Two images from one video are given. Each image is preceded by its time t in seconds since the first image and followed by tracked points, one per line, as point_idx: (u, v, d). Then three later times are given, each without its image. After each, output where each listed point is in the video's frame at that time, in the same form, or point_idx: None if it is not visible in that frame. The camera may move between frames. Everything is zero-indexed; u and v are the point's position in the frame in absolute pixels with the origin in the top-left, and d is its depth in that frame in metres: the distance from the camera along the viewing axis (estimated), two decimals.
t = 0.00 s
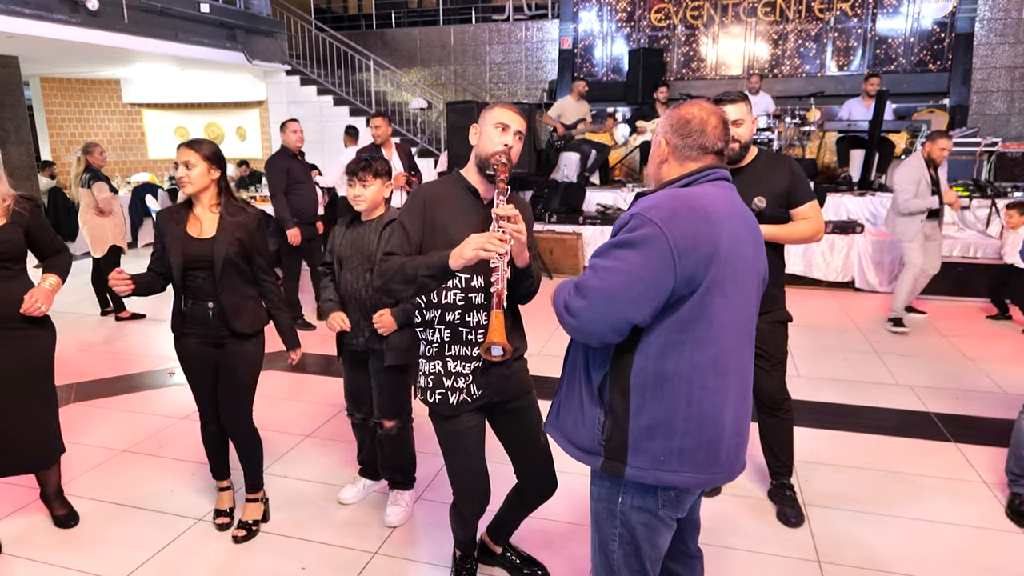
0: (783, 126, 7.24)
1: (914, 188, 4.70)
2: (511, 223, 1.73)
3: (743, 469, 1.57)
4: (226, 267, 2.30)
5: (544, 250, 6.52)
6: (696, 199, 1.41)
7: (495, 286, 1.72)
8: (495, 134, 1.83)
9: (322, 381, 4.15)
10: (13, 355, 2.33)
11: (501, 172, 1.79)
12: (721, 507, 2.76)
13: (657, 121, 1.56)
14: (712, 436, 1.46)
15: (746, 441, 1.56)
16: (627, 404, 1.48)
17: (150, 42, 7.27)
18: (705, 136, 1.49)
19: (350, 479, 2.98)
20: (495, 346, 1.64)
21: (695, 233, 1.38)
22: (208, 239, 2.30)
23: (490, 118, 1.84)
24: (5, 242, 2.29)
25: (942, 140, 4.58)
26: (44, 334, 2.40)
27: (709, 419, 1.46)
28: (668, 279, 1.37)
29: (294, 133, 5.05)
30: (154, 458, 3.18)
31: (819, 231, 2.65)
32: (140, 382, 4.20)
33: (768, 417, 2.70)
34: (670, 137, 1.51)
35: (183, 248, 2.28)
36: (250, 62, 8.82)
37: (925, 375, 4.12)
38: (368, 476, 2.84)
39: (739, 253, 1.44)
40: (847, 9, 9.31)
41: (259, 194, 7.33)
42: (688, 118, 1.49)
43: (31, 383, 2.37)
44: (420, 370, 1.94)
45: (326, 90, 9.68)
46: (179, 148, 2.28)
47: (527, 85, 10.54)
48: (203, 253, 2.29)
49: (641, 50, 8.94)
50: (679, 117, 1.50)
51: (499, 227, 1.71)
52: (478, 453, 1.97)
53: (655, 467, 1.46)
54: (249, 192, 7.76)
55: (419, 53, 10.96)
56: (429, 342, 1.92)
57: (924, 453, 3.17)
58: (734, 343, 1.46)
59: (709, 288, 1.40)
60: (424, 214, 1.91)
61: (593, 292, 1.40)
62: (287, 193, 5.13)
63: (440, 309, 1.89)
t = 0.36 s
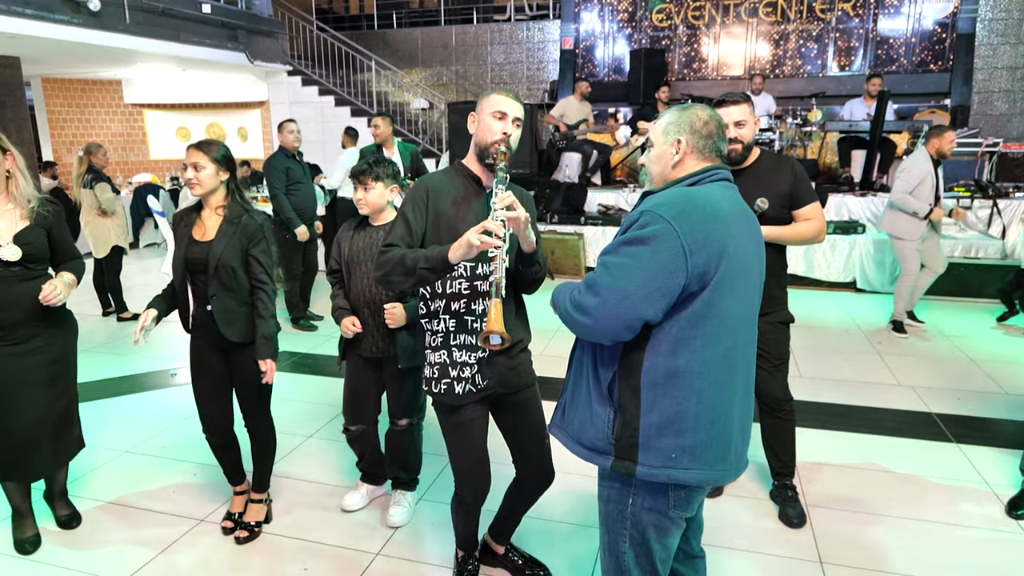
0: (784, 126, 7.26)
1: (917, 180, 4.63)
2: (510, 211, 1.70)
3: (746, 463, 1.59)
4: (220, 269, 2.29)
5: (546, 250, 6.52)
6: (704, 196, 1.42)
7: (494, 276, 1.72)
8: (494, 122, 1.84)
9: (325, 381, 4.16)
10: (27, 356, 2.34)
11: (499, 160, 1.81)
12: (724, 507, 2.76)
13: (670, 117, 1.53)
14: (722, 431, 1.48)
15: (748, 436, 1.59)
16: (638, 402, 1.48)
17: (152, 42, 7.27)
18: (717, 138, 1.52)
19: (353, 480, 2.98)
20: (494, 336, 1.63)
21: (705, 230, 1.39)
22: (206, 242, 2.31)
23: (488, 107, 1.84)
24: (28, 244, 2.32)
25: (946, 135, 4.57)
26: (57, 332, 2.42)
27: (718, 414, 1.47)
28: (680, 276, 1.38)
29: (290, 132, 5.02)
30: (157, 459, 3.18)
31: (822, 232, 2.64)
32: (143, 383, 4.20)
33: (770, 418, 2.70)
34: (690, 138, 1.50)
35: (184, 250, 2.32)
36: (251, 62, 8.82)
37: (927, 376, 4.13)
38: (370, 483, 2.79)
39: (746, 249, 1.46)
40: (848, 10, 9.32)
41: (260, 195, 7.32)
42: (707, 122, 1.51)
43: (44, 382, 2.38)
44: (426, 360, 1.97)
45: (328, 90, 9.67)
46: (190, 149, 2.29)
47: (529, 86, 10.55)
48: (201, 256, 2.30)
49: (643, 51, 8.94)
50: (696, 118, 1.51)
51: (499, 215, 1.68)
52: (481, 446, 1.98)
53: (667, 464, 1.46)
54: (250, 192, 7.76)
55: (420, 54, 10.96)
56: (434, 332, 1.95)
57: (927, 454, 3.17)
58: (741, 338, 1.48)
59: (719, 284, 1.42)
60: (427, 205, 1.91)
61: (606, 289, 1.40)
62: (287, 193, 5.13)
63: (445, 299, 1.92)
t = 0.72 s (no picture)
0: (784, 127, 7.25)
1: (928, 187, 4.63)
2: (515, 197, 1.75)
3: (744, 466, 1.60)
4: (232, 271, 2.30)
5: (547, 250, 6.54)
6: (708, 202, 1.42)
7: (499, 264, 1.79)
8: (501, 103, 1.86)
9: (326, 382, 4.17)
10: (29, 355, 2.34)
11: (506, 143, 1.85)
12: (726, 507, 2.77)
13: (687, 116, 1.51)
14: (722, 435, 1.49)
15: (745, 440, 1.60)
16: (638, 406, 1.49)
17: (152, 42, 7.27)
18: (727, 138, 1.55)
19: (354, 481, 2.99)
20: (499, 327, 1.67)
21: (710, 236, 1.39)
22: (216, 244, 2.31)
23: (494, 89, 1.86)
24: (36, 243, 2.33)
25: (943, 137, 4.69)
26: (59, 331, 2.42)
27: (717, 419, 1.48)
28: (683, 282, 1.38)
29: (289, 132, 5.07)
30: (159, 459, 3.19)
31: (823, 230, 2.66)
32: (144, 384, 4.21)
33: (772, 418, 2.71)
34: (706, 140, 1.51)
35: (191, 250, 2.32)
36: (251, 62, 8.82)
37: (927, 375, 4.14)
38: (371, 486, 2.79)
39: (747, 255, 1.47)
40: (849, 10, 9.35)
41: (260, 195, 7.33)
42: (721, 124, 1.53)
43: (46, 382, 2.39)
44: (432, 344, 2.00)
45: (328, 90, 9.67)
46: (190, 149, 2.29)
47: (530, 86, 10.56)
48: (212, 259, 2.30)
49: (644, 51, 8.96)
50: (709, 119, 1.51)
51: (505, 201, 1.73)
52: (482, 430, 2.06)
53: (667, 469, 1.47)
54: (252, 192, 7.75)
55: (420, 53, 10.96)
56: (440, 315, 1.97)
57: (929, 453, 3.18)
58: (740, 343, 1.49)
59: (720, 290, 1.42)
60: (434, 189, 1.96)
61: (611, 294, 1.40)
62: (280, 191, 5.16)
63: (451, 282, 1.93)
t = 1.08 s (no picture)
0: (786, 126, 7.20)
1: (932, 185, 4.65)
2: (518, 197, 1.77)
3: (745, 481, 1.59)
4: (219, 271, 2.29)
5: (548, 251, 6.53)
6: (712, 219, 1.39)
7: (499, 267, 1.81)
8: (509, 99, 1.90)
9: (326, 381, 4.17)
10: (39, 353, 2.33)
11: (512, 140, 1.88)
12: (727, 509, 2.75)
13: (669, 123, 1.51)
14: (720, 452, 1.48)
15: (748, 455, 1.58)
16: (633, 423, 1.48)
17: (154, 42, 7.27)
18: (720, 131, 1.50)
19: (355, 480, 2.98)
20: (496, 332, 1.66)
21: (711, 256, 1.36)
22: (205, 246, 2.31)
23: (503, 85, 1.90)
24: (41, 244, 2.35)
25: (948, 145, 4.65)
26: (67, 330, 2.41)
27: (716, 438, 1.46)
28: (679, 301, 1.35)
29: (291, 132, 5.09)
30: (160, 459, 3.19)
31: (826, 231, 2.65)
32: (144, 383, 4.20)
33: (775, 419, 2.69)
34: (693, 139, 1.49)
35: (185, 254, 2.34)
36: (252, 62, 8.82)
37: (931, 376, 4.12)
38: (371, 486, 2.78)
39: (751, 273, 1.44)
40: (851, 9, 9.33)
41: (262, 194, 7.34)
42: (708, 119, 1.49)
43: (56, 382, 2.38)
44: (441, 339, 2.07)
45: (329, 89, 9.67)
46: (195, 151, 2.28)
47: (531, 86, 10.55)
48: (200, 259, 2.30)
49: (645, 50, 8.95)
50: (692, 117, 1.49)
51: (508, 201, 1.75)
52: (487, 423, 2.10)
53: (661, 483, 1.47)
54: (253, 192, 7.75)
55: (421, 53, 10.95)
56: (450, 311, 2.04)
57: (932, 455, 3.16)
58: (742, 362, 1.47)
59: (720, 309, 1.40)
60: (442, 186, 2.02)
61: (605, 308, 1.39)
62: (275, 188, 5.17)
63: (461, 278, 2.01)
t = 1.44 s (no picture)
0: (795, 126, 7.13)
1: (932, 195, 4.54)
2: (520, 199, 1.73)
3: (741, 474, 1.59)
4: (214, 270, 2.28)
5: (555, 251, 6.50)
6: (734, 212, 1.39)
7: (494, 271, 1.78)
8: (520, 95, 1.87)
9: (330, 380, 4.15)
10: (30, 353, 2.31)
11: (518, 135, 1.84)
12: (736, 514, 2.70)
13: (691, 119, 1.47)
14: (725, 444, 1.47)
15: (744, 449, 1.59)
16: (645, 409, 1.45)
17: (161, 42, 7.31)
18: (738, 139, 1.48)
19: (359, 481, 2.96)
20: (480, 340, 1.58)
21: (732, 247, 1.36)
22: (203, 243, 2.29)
23: (514, 81, 1.87)
24: (34, 243, 2.31)
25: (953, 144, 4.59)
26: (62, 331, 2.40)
27: (725, 429, 1.46)
28: (698, 287, 1.34)
29: (298, 130, 5.10)
30: (163, 457, 3.17)
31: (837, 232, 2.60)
32: (149, 382, 4.21)
33: (785, 423, 2.64)
34: (708, 139, 1.46)
35: (185, 251, 2.33)
36: (259, 62, 8.86)
37: (943, 380, 4.04)
38: (376, 486, 2.75)
39: (764, 269, 1.44)
40: (861, 7, 9.23)
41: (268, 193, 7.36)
42: (725, 123, 1.47)
43: (51, 383, 2.38)
44: (446, 335, 2.07)
45: (336, 89, 9.68)
46: (197, 149, 2.26)
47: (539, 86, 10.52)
48: (194, 257, 2.29)
49: (652, 49, 8.90)
50: (714, 119, 1.46)
51: (508, 203, 1.72)
52: (493, 419, 2.08)
53: (668, 469, 1.45)
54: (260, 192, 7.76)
55: (428, 53, 10.94)
56: (455, 307, 2.03)
57: (945, 460, 3.10)
58: (752, 355, 1.47)
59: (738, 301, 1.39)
60: (449, 183, 2.01)
61: (621, 285, 1.35)
62: (280, 186, 5.17)
63: (466, 276, 1.99)
